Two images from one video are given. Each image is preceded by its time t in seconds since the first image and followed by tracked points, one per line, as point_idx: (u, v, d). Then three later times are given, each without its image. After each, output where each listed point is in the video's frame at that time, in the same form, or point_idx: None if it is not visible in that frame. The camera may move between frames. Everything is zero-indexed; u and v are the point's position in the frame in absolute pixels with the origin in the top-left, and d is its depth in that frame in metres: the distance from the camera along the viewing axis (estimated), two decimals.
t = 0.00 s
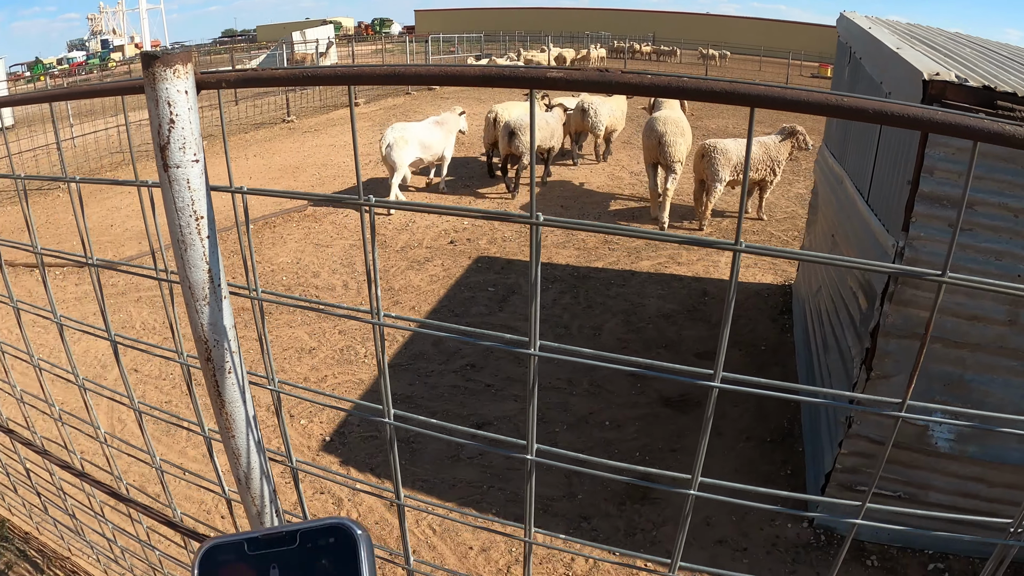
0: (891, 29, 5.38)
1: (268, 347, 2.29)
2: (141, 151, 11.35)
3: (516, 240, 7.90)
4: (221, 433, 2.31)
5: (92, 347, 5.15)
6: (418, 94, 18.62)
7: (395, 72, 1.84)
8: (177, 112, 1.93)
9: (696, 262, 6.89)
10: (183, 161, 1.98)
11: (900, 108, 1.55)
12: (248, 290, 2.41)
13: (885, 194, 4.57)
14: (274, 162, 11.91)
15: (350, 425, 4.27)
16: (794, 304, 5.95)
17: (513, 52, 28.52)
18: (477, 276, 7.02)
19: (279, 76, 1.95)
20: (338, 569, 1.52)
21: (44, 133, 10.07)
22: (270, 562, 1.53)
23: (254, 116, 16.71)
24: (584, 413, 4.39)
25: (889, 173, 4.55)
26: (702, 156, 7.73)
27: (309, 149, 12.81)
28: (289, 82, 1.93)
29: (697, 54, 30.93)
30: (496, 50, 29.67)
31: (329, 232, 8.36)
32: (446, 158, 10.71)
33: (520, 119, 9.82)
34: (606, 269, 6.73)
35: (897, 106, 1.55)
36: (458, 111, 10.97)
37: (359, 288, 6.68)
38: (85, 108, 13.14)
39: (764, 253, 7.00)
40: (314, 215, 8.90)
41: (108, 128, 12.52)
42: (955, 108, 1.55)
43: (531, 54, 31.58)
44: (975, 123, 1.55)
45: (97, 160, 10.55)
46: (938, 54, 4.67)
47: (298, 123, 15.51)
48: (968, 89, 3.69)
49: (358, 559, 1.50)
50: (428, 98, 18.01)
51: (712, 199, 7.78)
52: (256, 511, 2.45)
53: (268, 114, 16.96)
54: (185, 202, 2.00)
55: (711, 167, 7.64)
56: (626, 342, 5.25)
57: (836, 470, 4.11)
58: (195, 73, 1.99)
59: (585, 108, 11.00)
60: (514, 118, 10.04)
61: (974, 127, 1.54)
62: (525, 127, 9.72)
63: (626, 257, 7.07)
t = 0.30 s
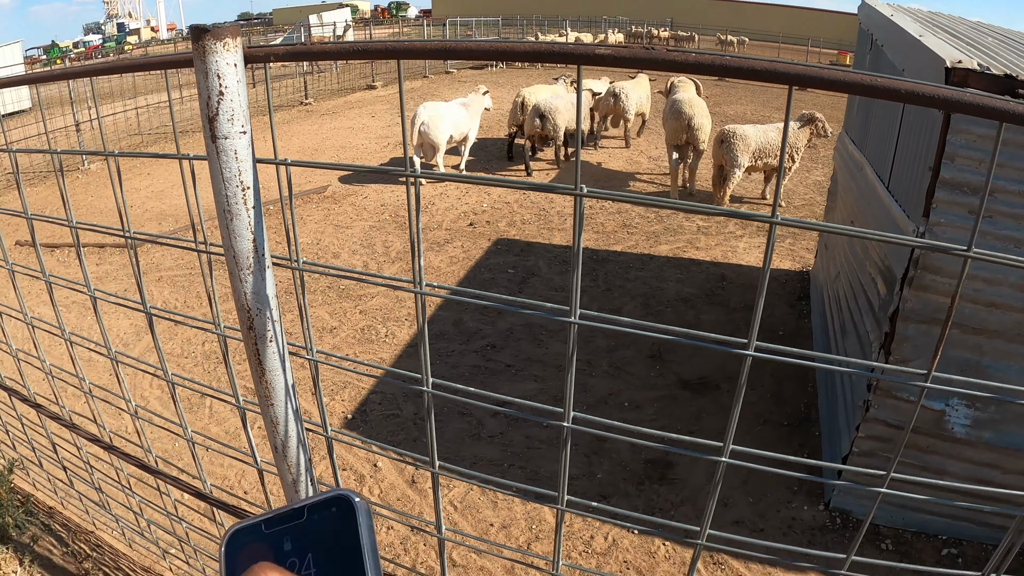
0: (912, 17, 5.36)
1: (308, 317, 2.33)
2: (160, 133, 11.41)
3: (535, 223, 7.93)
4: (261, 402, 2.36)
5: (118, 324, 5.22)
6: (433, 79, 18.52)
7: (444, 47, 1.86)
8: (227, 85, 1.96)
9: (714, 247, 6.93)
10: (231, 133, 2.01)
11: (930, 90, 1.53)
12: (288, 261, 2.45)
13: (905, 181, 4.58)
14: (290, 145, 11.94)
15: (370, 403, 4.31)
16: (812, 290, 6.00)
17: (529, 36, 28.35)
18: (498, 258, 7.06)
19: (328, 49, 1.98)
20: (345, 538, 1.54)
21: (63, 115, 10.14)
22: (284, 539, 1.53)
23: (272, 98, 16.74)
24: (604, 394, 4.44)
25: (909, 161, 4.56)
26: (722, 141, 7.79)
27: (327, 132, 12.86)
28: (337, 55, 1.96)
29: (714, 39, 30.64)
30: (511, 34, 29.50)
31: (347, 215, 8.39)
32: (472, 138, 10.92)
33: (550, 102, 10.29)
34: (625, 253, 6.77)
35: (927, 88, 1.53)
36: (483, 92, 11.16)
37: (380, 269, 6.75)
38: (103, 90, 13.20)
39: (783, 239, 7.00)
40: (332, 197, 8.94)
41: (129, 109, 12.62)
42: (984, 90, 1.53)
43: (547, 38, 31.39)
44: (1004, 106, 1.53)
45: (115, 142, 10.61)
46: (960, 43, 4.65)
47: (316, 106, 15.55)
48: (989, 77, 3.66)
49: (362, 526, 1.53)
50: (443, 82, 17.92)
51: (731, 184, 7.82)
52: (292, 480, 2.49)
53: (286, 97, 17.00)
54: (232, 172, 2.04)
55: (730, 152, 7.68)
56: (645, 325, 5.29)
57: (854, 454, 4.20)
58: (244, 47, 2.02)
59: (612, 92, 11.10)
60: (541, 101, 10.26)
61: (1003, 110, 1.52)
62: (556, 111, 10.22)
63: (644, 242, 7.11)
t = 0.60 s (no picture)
0: (929, 7, 5.32)
1: (332, 297, 2.37)
2: (176, 116, 11.44)
3: (550, 208, 7.96)
4: (285, 379, 2.39)
5: (136, 305, 5.26)
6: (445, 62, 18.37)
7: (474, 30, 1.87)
8: (257, 67, 1.98)
9: (728, 234, 6.94)
10: (261, 114, 2.04)
11: (947, 80, 1.54)
12: (314, 241, 2.47)
13: (921, 170, 4.57)
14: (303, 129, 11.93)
15: (385, 385, 4.35)
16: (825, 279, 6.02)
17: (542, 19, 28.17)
18: (513, 243, 7.10)
19: (357, 33, 2.00)
20: (393, 565, 1.68)
21: (80, 96, 10.17)
22: (339, 558, 1.66)
23: (287, 81, 16.74)
24: (618, 378, 4.48)
25: (925, 150, 4.55)
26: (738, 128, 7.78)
27: (341, 116, 12.87)
28: (367, 38, 1.98)
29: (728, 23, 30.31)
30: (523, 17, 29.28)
31: (361, 199, 8.39)
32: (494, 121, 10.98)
33: (575, 83, 10.32)
34: (638, 239, 6.79)
35: (944, 77, 1.54)
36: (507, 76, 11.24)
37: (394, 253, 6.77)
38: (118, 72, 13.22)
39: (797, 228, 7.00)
40: (345, 181, 8.93)
41: (145, 91, 12.65)
42: (1000, 81, 1.54)
43: (559, 21, 31.14)
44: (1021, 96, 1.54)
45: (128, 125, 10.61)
46: (977, 33, 4.62)
47: (330, 89, 15.55)
48: (1007, 68, 3.65)
49: (411, 560, 1.66)
50: (455, 66, 17.78)
51: (746, 171, 7.80)
52: (314, 457, 2.53)
53: (300, 79, 16.98)
54: (262, 153, 2.07)
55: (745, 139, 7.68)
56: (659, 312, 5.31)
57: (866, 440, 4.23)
58: (275, 30, 2.04)
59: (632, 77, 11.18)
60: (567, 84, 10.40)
61: (1020, 100, 1.53)
62: (581, 91, 10.24)
63: (658, 228, 7.13)
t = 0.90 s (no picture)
0: None
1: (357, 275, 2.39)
2: (188, 100, 11.45)
3: (563, 194, 7.96)
4: (309, 357, 2.40)
5: (154, 286, 5.29)
6: (458, 48, 18.23)
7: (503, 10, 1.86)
8: (287, 45, 1.98)
9: (742, 222, 6.97)
10: (290, 92, 2.04)
11: (974, 65, 1.52)
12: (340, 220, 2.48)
13: (937, 159, 4.56)
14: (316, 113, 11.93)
15: (400, 369, 4.35)
16: (838, 267, 6.03)
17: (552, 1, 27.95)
18: (526, 229, 7.12)
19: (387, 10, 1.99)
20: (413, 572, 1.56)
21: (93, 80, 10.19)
22: (360, 559, 1.54)
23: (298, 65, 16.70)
24: (631, 364, 4.49)
25: (941, 140, 4.53)
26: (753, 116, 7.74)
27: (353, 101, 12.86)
28: (397, 17, 1.97)
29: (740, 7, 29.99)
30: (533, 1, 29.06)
31: (374, 185, 8.39)
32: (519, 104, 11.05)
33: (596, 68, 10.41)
34: (651, 226, 6.80)
35: (972, 62, 1.51)
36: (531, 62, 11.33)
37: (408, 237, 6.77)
38: (131, 56, 13.21)
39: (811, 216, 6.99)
40: (358, 166, 8.91)
41: (157, 75, 12.66)
42: None
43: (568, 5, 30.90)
44: None
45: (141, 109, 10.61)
46: (994, 23, 4.58)
47: (341, 74, 15.52)
48: None
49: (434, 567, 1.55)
50: (467, 52, 17.63)
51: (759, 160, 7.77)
52: (336, 435, 2.54)
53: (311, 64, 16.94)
54: (290, 131, 2.07)
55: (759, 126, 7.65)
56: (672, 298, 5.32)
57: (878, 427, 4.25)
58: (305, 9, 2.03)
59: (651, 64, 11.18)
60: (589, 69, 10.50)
61: None
62: (601, 76, 10.34)
63: (671, 215, 7.15)
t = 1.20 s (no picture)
0: None
1: (388, 247, 2.43)
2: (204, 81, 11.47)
3: (578, 177, 7.99)
4: (340, 328, 2.42)
5: (177, 263, 5.33)
6: (472, 30, 18.10)
7: None
8: (326, 14, 1.97)
9: (758, 208, 7.05)
10: (328, 62, 2.04)
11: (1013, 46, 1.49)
12: (373, 192, 2.49)
13: (958, 146, 4.54)
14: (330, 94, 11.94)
15: (418, 347, 4.52)
16: (855, 254, 6.05)
17: None
18: (543, 211, 7.15)
19: None
20: None
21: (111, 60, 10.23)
22: None
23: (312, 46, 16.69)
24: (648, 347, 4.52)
25: (962, 126, 4.50)
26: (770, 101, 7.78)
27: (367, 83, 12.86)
28: None
29: None
30: None
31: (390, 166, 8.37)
32: (545, 85, 11.25)
33: (621, 48, 10.50)
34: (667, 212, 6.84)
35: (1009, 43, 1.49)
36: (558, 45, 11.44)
37: (425, 217, 6.77)
38: (147, 36, 13.25)
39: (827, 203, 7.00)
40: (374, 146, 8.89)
41: (172, 55, 12.69)
42: None
43: None
44: None
45: (157, 89, 10.61)
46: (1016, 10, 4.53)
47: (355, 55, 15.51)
48: None
49: None
50: (482, 33, 17.49)
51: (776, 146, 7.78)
52: (365, 406, 2.56)
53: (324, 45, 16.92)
54: (328, 101, 2.07)
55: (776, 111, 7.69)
56: (689, 280, 5.46)
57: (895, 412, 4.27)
58: None
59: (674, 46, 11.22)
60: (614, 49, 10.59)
61: None
62: (626, 56, 10.44)
63: (687, 200, 7.20)
